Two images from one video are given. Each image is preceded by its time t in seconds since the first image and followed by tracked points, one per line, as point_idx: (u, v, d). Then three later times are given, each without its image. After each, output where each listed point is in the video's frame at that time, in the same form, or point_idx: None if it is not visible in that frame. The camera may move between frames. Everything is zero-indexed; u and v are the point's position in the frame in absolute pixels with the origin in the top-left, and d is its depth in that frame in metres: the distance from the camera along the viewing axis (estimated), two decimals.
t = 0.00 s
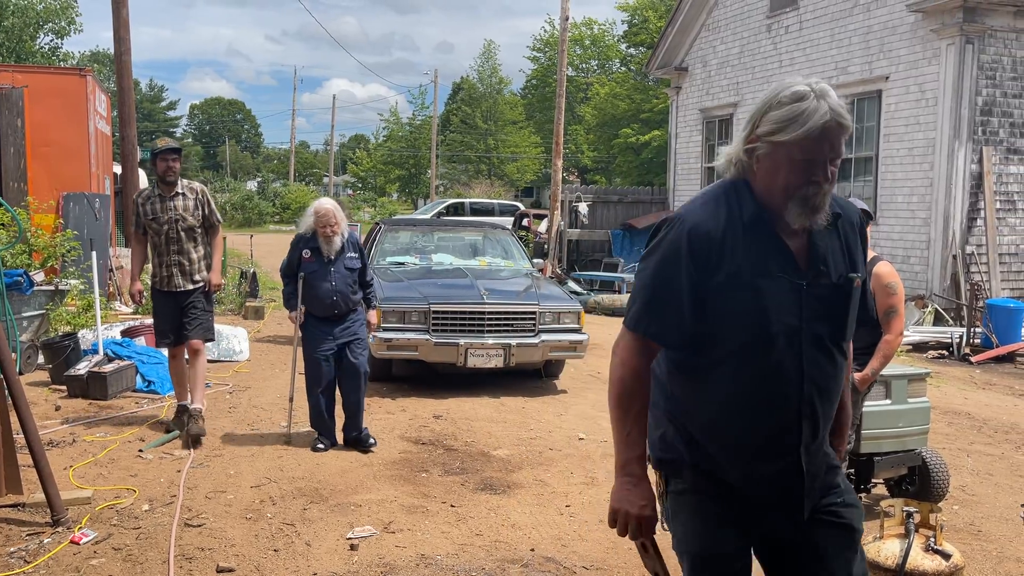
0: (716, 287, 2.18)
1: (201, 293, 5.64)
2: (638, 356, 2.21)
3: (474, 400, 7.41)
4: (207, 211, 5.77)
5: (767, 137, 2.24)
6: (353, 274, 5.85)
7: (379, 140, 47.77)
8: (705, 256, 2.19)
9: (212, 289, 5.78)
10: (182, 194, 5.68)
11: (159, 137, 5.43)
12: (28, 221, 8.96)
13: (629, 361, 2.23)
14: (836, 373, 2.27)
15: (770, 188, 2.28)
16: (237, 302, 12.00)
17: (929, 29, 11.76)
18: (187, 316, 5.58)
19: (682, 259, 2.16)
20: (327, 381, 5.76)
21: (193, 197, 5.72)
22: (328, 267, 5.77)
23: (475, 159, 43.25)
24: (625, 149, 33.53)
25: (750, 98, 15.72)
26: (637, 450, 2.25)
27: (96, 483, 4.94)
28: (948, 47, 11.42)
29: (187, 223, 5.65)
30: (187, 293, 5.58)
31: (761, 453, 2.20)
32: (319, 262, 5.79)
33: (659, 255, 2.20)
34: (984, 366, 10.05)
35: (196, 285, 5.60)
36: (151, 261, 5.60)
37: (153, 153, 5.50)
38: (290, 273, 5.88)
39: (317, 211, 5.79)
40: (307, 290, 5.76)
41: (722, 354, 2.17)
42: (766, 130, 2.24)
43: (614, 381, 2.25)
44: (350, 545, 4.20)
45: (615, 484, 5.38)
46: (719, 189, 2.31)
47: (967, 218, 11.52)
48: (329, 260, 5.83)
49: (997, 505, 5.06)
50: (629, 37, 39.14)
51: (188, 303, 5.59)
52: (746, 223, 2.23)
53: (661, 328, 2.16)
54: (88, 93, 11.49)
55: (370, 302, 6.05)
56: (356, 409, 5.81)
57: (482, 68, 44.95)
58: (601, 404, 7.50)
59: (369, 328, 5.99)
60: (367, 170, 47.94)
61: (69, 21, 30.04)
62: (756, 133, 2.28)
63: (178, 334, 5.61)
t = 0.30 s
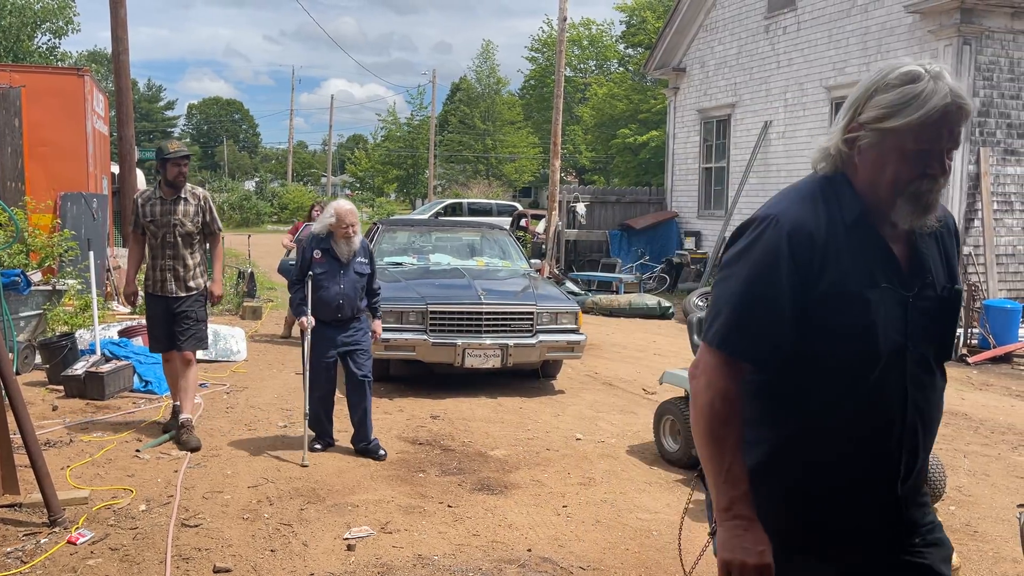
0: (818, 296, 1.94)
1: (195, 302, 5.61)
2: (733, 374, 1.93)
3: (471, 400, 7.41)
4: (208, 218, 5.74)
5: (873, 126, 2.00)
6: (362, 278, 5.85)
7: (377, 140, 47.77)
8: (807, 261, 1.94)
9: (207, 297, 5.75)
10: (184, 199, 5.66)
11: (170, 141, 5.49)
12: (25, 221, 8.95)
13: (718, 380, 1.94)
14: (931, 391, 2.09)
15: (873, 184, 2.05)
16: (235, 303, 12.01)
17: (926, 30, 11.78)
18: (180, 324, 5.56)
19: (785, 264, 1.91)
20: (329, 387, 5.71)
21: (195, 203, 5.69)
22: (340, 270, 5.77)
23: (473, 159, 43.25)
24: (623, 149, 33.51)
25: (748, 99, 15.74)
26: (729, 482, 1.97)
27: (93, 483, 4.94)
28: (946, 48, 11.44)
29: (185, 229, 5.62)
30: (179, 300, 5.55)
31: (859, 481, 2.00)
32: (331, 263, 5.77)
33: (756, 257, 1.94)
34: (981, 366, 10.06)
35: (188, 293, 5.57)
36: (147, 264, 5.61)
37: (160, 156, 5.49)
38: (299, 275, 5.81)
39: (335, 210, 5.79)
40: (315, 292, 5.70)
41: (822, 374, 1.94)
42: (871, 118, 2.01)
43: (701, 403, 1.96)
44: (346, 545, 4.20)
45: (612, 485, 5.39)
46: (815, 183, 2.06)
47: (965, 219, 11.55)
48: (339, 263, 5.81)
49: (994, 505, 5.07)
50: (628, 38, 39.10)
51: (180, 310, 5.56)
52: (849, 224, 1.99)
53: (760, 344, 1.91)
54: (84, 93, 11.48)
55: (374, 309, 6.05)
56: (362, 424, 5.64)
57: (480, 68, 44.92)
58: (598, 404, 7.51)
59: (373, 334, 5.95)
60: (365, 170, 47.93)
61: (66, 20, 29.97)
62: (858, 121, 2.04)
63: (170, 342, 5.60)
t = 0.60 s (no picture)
0: (952, 262, 1.70)
1: (196, 304, 5.59)
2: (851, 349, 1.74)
3: (470, 400, 7.41)
4: (216, 219, 5.73)
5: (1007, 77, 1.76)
6: (380, 279, 5.75)
7: (376, 140, 47.77)
8: (938, 223, 1.72)
9: (209, 298, 5.73)
10: (193, 199, 5.64)
11: (183, 137, 5.44)
12: (24, 221, 8.95)
13: (833, 357, 1.75)
14: None
15: (1010, 141, 1.78)
16: (234, 303, 12.02)
17: (925, 31, 11.80)
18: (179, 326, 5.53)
19: (910, 226, 1.71)
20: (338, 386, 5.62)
21: (204, 203, 5.67)
22: (361, 271, 5.63)
23: (472, 159, 43.25)
24: (622, 149, 33.51)
25: (747, 99, 15.75)
26: (852, 475, 1.76)
27: (92, 482, 4.94)
28: (946, 49, 11.46)
29: (193, 228, 5.60)
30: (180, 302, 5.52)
31: (1007, 478, 1.73)
32: (354, 264, 5.64)
33: (876, 221, 1.75)
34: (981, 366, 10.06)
35: (191, 295, 5.55)
36: (149, 261, 5.55)
37: (172, 152, 5.48)
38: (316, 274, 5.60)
39: (361, 208, 5.66)
40: (334, 293, 5.54)
41: (960, 351, 1.69)
42: (1009, 64, 1.77)
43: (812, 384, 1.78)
44: (346, 545, 4.21)
45: (611, 484, 5.39)
46: (939, 143, 1.85)
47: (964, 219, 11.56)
48: (360, 262, 5.68)
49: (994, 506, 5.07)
50: (627, 37, 39.06)
51: (181, 311, 5.54)
52: (985, 183, 1.75)
53: (884, 315, 1.70)
54: (84, 93, 11.48)
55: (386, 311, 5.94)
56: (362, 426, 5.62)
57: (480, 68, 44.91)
58: (597, 404, 7.52)
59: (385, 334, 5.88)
60: (364, 170, 47.93)
61: (66, 20, 29.89)
62: (991, 70, 1.80)
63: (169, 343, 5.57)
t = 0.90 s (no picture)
0: None
1: (201, 305, 5.53)
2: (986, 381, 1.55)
3: (471, 399, 7.41)
4: (219, 219, 5.67)
5: None
6: (391, 281, 5.72)
7: (377, 139, 47.80)
8: None
9: (210, 299, 5.66)
10: (196, 198, 5.56)
11: (184, 135, 5.33)
12: (25, 219, 8.95)
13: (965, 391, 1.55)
14: None
15: None
16: (234, 302, 12.02)
17: (926, 31, 11.81)
18: (185, 327, 5.46)
19: None
20: (362, 396, 5.43)
21: (207, 202, 5.60)
22: (372, 273, 5.58)
23: (472, 159, 43.27)
24: (622, 149, 33.53)
25: (747, 99, 15.75)
26: (1006, 535, 1.54)
27: (93, 481, 4.94)
28: (946, 49, 11.46)
29: (198, 228, 5.54)
30: (187, 303, 5.45)
31: None
32: (364, 266, 5.58)
33: (1001, 226, 1.55)
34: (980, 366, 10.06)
35: (197, 295, 5.49)
36: (151, 261, 5.44)
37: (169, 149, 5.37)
38: (326, 275, 5.56)
39: (373, 209, 5.59)
40: (345, 294, 5.51)
41: None
42: None
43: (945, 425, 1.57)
44: (346, 543, 4.21)
45: (611, 484, 5.39)
46: None
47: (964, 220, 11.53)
48: (371, 264, 5.64)
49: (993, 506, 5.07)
50: (627, 37, 39.05)
51: (186, 313, 5.46)
52: None
53: None
54: (84, 91, 11.48)
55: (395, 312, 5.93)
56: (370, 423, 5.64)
57: (480, 67, 44.93)
58: (597, 403, 7.52)
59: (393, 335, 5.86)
60: (364, 170, 47.95)
61: (66, 18, 29.85)
62: None
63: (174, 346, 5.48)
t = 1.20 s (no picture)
0: None
1: (203, 310, 5.34)
2: None
3: (470, 398, 7.42)
4: (214, 219, 5.42)
5: None
6: (399, 282, 5.50)
7: (376, 138, 47.82)
8: None
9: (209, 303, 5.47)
10: (190, 199, 5.30)
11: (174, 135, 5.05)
12: (24, 217, 8.95)
13: None
14: None
15: None
16: (234, 299, 12.02)
17: (925, 30, 11.81)
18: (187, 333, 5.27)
19: None
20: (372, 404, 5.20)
21: (202, 202, 5.35)
22: (381, 275, 5.36)
23: (472, 157, 43.29)
24: (621, 148, 33.55)
25: (746, 98, 15.75)
26: None
27: (92, 479, 4.94)
28: (945, 48, 11.46)
29: (194, 232, 5.30)
30: (188, 309, 5.25)
31: None
32: (373, 268, 5.35)
33: None
34: (979, 366, 10.06)
35: (199, 300, 5.29)
36: (148, 268, 5.22)
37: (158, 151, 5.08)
38: (332, 278, 5.35)
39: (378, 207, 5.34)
40: (353, 298, 5.28)
41: None
42: None
43: None
44: (345, 542, 4.21)
45: (610, 482, 5.40)
46: None
47: (963, 219, 11.52)
48: (379, 265, 5.41)
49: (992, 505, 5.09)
50: (627, 36, 39.06)
51: (188, 319, 5.27)
52: None
53: None
54: (84, 89, 11.47)
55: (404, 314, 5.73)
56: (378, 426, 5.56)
57: (479, 66, 44.92)
58: (597, 402, 7.52)
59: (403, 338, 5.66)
60: (363, 168, 47.96)
61: (65, 17, 29.81)
62: None
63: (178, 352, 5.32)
